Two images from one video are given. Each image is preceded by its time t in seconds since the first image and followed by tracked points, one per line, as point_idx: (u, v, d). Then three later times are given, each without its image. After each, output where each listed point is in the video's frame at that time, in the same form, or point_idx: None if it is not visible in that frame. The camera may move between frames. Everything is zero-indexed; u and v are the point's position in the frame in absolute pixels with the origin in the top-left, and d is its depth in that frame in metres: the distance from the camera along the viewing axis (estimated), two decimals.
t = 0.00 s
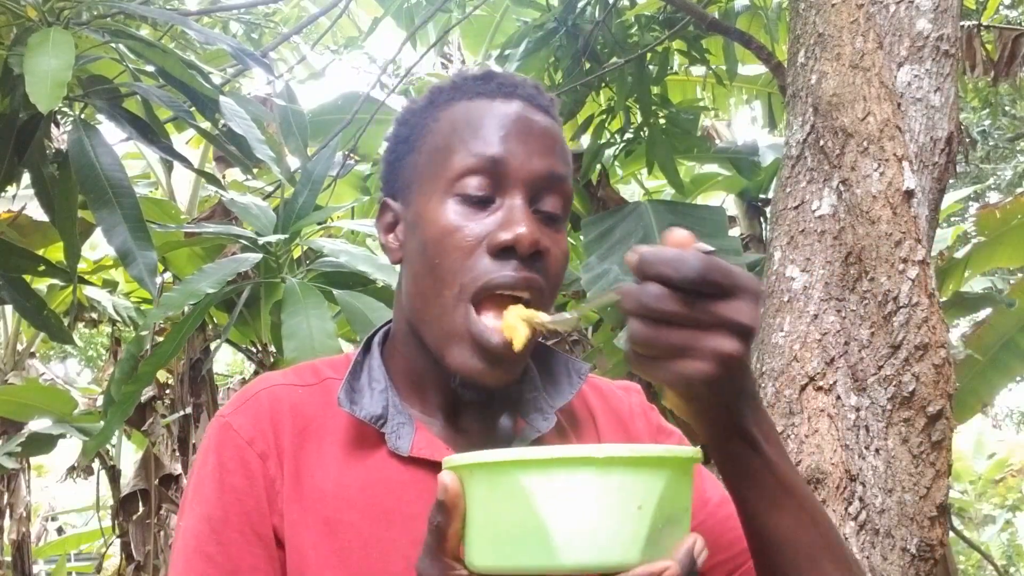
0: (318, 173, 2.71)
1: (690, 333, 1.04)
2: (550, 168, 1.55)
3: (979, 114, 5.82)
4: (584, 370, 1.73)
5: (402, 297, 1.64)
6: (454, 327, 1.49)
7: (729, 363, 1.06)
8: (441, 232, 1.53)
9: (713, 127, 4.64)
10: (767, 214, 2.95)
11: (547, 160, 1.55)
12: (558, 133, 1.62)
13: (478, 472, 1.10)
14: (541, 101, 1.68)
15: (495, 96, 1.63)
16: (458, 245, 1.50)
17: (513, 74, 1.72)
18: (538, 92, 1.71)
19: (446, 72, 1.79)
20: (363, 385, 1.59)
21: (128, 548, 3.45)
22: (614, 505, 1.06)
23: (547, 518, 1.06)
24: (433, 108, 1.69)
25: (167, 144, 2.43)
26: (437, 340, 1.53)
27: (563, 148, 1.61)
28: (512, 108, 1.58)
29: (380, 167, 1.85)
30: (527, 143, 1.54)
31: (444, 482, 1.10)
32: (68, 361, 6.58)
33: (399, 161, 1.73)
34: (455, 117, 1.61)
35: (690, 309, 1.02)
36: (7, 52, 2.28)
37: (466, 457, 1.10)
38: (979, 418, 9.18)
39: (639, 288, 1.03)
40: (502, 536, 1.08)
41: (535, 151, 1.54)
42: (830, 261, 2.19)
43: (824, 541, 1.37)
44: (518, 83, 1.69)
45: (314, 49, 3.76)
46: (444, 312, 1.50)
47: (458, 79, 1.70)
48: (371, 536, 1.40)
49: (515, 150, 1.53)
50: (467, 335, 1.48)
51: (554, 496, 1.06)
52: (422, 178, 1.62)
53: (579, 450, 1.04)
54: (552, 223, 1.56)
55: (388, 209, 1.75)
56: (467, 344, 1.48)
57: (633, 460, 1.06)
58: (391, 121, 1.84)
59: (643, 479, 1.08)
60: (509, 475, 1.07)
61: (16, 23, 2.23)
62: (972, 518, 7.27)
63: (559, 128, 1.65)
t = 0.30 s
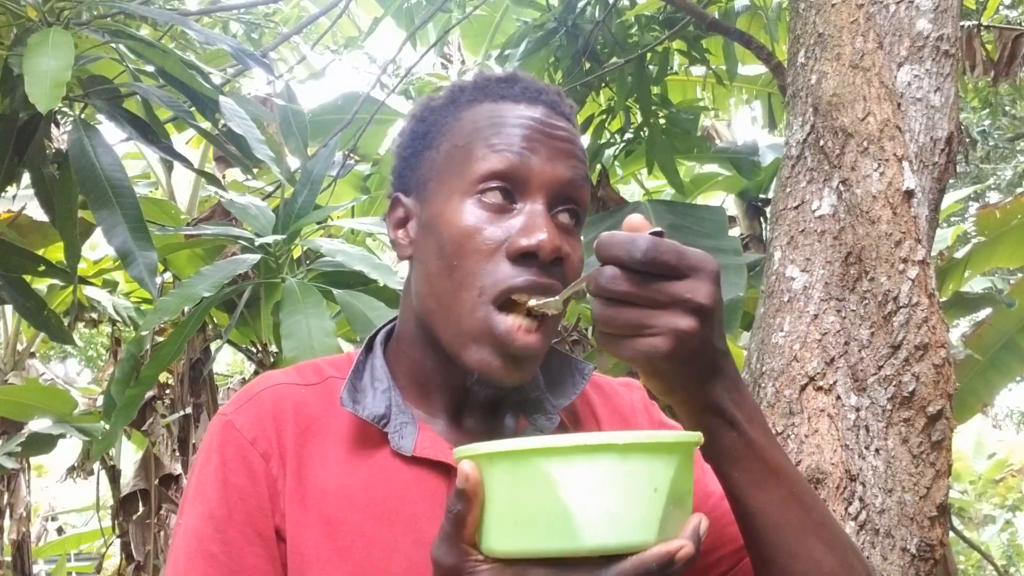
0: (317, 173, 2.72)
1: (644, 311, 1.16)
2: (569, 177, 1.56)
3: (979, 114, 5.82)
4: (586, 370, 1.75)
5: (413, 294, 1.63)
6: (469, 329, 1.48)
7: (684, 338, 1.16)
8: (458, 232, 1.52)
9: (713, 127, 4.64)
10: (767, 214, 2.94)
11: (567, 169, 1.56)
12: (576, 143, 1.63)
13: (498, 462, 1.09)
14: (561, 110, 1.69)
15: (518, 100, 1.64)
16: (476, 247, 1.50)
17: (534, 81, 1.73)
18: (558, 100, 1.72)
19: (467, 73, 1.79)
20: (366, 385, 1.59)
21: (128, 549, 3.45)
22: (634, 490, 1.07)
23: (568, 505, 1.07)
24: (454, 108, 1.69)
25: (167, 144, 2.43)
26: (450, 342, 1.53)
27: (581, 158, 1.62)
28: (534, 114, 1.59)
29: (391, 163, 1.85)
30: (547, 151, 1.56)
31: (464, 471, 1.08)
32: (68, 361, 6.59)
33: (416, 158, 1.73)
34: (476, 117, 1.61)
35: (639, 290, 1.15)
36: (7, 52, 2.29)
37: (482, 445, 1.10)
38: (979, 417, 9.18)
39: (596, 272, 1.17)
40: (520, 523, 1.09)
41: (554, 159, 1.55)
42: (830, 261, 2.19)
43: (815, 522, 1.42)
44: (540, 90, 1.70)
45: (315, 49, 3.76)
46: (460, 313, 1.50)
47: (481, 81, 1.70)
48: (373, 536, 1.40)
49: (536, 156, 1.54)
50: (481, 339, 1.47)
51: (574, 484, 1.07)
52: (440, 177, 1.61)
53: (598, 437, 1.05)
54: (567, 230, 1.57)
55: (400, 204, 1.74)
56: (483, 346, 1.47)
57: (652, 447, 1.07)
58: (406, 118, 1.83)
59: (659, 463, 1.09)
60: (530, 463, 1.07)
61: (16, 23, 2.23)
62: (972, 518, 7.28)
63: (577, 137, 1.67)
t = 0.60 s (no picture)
0: (318, 173, 2.72)
1: (723, 303, 1.09)
2: (573, 178, 1.57)
3: (979, 114, 5.81)
4: (588, 368, 1.75)
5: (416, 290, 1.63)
6: (473, 326, 1.48)
7: (761, 330, 1.11)
8: (463, 229, 1.52)
9: (713, 127, 4.64)
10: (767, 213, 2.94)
11: (571, 170, 1.57)
12: (580, 144, 1.64)
13: (506, 469, 1.10)
14: (565, 112, 1.69)
15: (523, 100, 1.64)
16: (481, 244, 1.50)
17: (539, 83, 1.73)
18: (563, 101, 1.73)
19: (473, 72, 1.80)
20: (367, 382, 1.59)
21: (128, 549, 3.45)
22: (644, 496, 1.07)
23: (576, 510, 1.07)
24: (460, 108, 1.69)
25: (167, 144, 2.43)
26: (453, 339, 1.53)
27: (584, 159, 1.63)
28: (539, 114, 1.60)
29: (396, 160, 1.85)
30: (552, 150, 1.56)
31: (471, 474, 1.08)
32: (68, 361, 6.59)
33: (420, 155, 1.73)
34: (482, 115, 1.62)
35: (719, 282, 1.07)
36: (7, 52, 2.28)
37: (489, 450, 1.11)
38: (979, 418, 9.18)
39: (672, 263, 1.08)
40: (528, 529, 1.09)
41: (558, 159, 1.56)
42: (830, 261, 2.19)
43: (834, 526, 1.42)
44: (545, 93, 1.71)
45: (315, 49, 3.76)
46: (464, 311, 1.49)
47: (487, 81, 1.71)
48: (375, 533, 1.40)
49: (540, 156, 1.54)
50: (485, 336, 1.47)
51: (582, 489, 1.07)
52: (445, 174, 1.61)
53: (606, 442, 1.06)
54: (570, 230, 1.57)
55: (403, 201, 1.74)
56: (487, 343, 1.47)
57: (661, 453, 1.08)
58: (411, 116, 1.84)
59: (669, 470, 1.09)
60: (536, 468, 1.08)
61: (16, 23, 2.23)
62: (972, 518, 7.29)
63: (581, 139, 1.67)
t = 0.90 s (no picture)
0: (317, 173, 2.72)
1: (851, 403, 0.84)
2: (560, 162, 1.56)
3: (979, 114, 5.81)
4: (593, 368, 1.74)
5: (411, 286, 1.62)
6: (467, 313, 1.47)
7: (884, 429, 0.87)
8: (454, 220, 1.52)
9: (713, 127, 4.64)
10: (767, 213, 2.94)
11: (558, 154, 1.57)
12: (567, 131, 1.64)
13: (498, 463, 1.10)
14: (551, 100, 1.69)
15: (506, 92, 1.65)
16: (472, 232, 1.49)
17: (522, 75, 1.73)
18: (547, 91, 1.73)
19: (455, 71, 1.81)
20: (369, 381, 1.59)
21: (128, 549, 3.45)
22: (639, 489, 1.07)
23: (568, 508, 1.07)
24: (445, 104, 1.69)
25: (167, 144, 2.43)
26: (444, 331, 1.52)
27: (571, 145, 1.63)
28: (523, 103, 1.60)
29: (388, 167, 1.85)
30: (537, 136, 1.56)
31: (458, 475, 1.08)
32: (68, 361, 6.58)
33: (409, 155, 1.73)
34: (466, 109, 1.62)
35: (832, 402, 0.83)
36: (7, 52, 2.28)
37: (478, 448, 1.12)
38: (979, 417, 9.18)
39: (778, 390, 0.83)
40: (521, 530, 1.09)
41: (545, 145, 1.56)
42: (830, 261, 2.19)
43: None
44: (528, 83, 1.71)
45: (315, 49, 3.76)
46: (455, 300, 1.48)
47: (470, 77, 1.71)
48: (379, 533, 1.40)
49: (526, 143, 1.54)
50: (480, 321, 1.45)
51: (574, 484, 1.07)
52: (434, 171, 1.61)
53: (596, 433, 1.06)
54: (561, 216, 1.57)
55: (396, 203, 1.74)
56: (480, 328, 1.45)
57: (657, 444, 1.08)
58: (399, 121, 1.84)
59: (666, 463, 1.09)
60: (523, 465, 1.08)
61: (16, 23, 2.23)
62: (972, 518, 7.29)
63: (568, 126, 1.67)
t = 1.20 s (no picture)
0: (317, 173, 2.72)
1: (840, 492, 1.15)
2: (559, 157, 1.56)
3: (979, 114, 5.81)
4: (604, 375, 1.75)
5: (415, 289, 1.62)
6: (473, 316, 1.46)
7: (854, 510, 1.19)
8: (454, 222, 1.52)
9: (713, 127, 4.65)
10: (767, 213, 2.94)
11: (555, 148, 1.56)
12: (563, 125, 1.63)
13: (487, 460, 1.01)
14: (546, 94, 1.68)
15: (499, 90, 1.64)
16: (473, 233, 1.49)
17: (516, 70, 1.73)
18: (542, 86, 1.72)
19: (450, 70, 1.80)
20: (379, 379, 1.59)
21: (128, 549, 3.45)
22: (636, 492, 0.94)
23: (558, 510, 0.96)
24: (439, 105, 1.69)
25: (167, 144, 2.43)
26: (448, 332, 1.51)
27: (569, 140, 1.62)
28: (518, 100, 1.60)
29: (390, 171, 1.84)
30: (534, 132, 1.55)
31: (447, 479, 1.04)
32: (68, 361, 6.59)
33: (409, 157, 1.73)
34: (462, 110, 1.62)
35: (828, 493, 1.14)
36: (6, 52, 2.28)
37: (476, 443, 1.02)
38: (979, 417, 9.17)
39: (788, 485, 1.14)
40: (513, 532, 0.99)
41: (542, 139, 1.55)
42: (830, 261, 2.19)
43: None
44: (522, 79, 1.70)
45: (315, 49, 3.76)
46: (458, 302, 1.48)
47: (463, 77, 1.71)
48: (389, 531, 1.40)
49: (523, 140, 1.54)
50: (486, 323, 1.45)
51: (565, 483, 0.96)
52: (432, 173, 1.61)
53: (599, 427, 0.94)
54: (562, 212, 1.56)
55: (399, 206, 1.74)
56: (487, 329, 1.45)
57: (658, 442, 0.95)
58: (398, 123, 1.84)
59: (669, 463, 0.96)
60: (516, 463, 0.98)
61: (16, 23, 2.23)
62: (972, 518, 7.29)
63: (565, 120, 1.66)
